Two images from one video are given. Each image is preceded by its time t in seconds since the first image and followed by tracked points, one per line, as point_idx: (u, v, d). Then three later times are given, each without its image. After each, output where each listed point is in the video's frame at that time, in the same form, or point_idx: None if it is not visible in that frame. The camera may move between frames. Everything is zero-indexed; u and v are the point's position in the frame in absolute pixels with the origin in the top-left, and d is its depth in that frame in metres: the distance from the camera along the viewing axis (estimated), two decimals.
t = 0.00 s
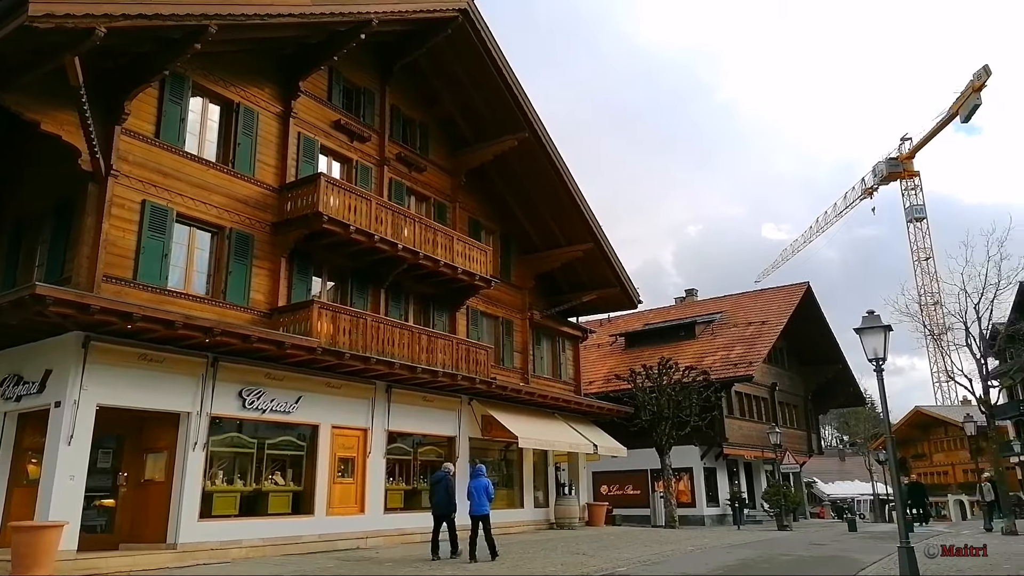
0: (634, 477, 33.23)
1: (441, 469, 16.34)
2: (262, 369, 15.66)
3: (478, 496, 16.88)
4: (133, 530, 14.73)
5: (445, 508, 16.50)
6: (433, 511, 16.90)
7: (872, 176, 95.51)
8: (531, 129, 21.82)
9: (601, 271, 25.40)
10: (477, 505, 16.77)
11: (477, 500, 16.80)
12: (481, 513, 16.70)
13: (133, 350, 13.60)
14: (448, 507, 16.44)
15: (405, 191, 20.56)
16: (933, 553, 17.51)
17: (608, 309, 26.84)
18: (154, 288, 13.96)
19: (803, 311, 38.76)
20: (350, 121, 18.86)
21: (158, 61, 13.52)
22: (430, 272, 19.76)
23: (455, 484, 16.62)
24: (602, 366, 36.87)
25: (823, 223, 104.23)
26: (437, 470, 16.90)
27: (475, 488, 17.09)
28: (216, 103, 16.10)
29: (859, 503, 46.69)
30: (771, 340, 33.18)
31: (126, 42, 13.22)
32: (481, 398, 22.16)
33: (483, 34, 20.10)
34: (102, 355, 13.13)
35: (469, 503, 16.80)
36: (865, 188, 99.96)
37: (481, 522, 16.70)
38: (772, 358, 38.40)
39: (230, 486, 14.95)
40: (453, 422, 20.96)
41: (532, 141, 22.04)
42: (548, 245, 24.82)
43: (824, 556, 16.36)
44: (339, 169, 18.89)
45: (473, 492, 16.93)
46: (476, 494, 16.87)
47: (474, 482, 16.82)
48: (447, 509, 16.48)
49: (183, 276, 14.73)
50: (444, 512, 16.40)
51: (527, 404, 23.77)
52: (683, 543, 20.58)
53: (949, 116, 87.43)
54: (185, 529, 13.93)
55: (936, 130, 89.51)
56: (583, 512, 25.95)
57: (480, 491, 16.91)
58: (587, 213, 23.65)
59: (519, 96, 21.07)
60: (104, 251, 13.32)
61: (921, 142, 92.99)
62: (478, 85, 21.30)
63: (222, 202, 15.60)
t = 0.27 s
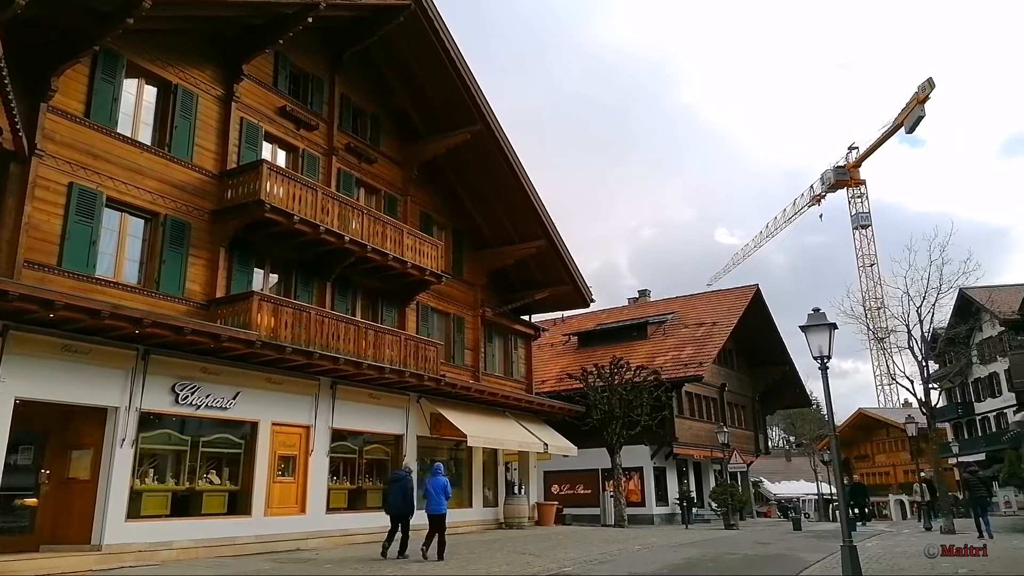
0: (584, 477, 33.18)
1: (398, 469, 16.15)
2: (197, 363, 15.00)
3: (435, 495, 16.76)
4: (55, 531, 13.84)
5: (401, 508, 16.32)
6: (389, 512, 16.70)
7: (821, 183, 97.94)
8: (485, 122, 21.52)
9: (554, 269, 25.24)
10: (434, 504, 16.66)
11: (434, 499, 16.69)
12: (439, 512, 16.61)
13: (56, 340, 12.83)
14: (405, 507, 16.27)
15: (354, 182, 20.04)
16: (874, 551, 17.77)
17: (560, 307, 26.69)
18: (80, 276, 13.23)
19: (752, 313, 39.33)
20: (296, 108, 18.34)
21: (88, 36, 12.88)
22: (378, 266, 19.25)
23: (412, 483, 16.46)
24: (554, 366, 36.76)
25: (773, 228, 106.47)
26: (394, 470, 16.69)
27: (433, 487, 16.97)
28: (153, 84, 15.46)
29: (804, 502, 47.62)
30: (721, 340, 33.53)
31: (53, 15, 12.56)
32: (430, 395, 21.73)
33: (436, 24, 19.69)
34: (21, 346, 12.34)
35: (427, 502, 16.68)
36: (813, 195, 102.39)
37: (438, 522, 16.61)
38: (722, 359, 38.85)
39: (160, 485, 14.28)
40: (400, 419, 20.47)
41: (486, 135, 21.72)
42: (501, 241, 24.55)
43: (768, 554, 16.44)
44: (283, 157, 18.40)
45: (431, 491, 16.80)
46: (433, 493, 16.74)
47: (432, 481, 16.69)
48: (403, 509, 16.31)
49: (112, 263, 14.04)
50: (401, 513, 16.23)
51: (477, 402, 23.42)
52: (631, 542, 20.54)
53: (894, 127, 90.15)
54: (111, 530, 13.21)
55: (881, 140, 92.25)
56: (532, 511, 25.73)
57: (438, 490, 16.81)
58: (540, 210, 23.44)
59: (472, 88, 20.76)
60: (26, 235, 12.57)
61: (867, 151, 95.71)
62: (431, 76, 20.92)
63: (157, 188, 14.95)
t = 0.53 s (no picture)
0: (562, 478, 32.94)
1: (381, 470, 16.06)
2: (160, 362, 14.56)
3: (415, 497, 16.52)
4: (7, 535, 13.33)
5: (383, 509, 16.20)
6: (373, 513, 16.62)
7: (800, 186, 98.67)
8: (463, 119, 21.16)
9: (533, 268, 24.94)
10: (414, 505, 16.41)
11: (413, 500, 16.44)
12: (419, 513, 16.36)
13: (10, 336, 12.30)
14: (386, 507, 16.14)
15: (328, 177, 19.65)
16: (850, 553, 17.67)
17: (539, 307, 26.42)
18: (37, 270, 12.73)
19: (731, 314, 39.34)
20: (268, 100, 17.96)
21: (46, 21, 12.40)
22: (352, 263, 18.86)
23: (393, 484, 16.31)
24: (533, 366, 36.52)
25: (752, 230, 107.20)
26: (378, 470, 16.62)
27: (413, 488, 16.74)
28: (117, 73, 15.01)
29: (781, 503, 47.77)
30: (699, 341, 33.47)
31: None
32: (405, 395, 21.35)
33: (413, 17, 19.33)
34: None
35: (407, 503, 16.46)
36: (793, 198, 103.14)
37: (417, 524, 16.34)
38: (700, 360, 38.81)
39: (120, 488, 13.83)
40: (374, 420, 20.08)
41: (464, 132, 21.39)
42: (479, 239, 24.23)
43: (744, 557, 16.27)
44: (255, 151, 18.04)
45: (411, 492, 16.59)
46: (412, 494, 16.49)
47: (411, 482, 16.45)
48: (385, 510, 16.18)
49: (72, 257, 13.57)
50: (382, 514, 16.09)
51: (453, 403, 23.08)
52: (606, 544, 20.31)
53: (873, 131, 91.03)
54: (67, 534, 12.71)
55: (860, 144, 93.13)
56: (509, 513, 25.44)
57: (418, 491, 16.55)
58: (519, 208, 23.13)
59: (450, 84, 20.38)
60: None
61: (846, 155, 96.57)
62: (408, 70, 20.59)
63: (120, 179, 14.51)
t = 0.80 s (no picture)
0: (535, 478, 32.61)
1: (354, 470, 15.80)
2: (112, 356, 13.95)
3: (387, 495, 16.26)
4: None
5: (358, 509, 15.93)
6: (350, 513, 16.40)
7: (774, 189, 99.51)
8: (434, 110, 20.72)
9: (505, 264, 24.56)
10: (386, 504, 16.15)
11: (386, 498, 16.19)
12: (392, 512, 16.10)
13: None
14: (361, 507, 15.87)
15: (294, 167, 19.10)
16: (821, 553, 17.54)
17: (511, 303, 26.04)
18: None
19: (705, 313, 39.32)
20: (231, 87, 17.38)
21: None
22: (318, 256, 18.32)
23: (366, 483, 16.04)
24: (506, 364, 36.13)
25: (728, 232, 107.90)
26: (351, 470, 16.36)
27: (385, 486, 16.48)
28: (70, 54, 14.37)
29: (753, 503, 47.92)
30: (673, 340, 33.34)
31: None
32: (372, 393, 20.85)
33: (383, 4, 18.85)
34: None
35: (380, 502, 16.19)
36: (767, 199, 103.92)
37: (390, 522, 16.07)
38: (674, 359, 38.73)
39: (68, 487, 13.20)
40: (339, 418, 19.56)
41: (435, 123, 20.96)
42: (450, 234, 23.80)
43: (715, 557, 16.05)
44: (217, 139, 17.42)
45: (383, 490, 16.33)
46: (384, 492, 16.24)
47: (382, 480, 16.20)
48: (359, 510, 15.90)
49: (17, 246, 12.90)
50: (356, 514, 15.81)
51: (422, 401, 22.59)
52: (577, 544, 19.99)
53: (846, 134, 91.98)
54: (8, 536, 12.08)
55: (833, 147, 94.16)
56: (478, 513, 25.04)
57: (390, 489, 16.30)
58: (491, 202, 22.74)
59: (421, 75, 19.94)
60: None
61: (820, 157, 97.52)
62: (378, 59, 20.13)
63: (71, 165, 13.86)
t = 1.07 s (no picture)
0: (479, 477, 32.28)
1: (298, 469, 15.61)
2: (24, 345, 13.10)
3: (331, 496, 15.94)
4: None
5: (300, 509, 15.64)
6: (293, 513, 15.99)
7: (722, 194, 101.34)
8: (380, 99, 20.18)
9: (452, 259, 24.12)
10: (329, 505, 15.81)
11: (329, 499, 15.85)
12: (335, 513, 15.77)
13: None
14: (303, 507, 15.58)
15: (231, 152, 18.37)
16: (758, 552, 17.67)
17: (458, 300, 25.61)
18: None
19: (652, 314, 39.58)
20: (164, 65, 16.58)
21: None
22: (254, 245, 17.63)
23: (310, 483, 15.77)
24: (452, 362, 35.69)
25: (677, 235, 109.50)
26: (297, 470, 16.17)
27: (329, 487, 16.16)
28: None
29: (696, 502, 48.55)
30: (619, 340, 33.43)
31: None
32: (310, 389, 20.19)
33: None
34: None
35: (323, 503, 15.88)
36: (715, 205, 105.79)
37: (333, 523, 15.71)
38: (621, 359, 38.87)
39: None
40: (274, 415, 18.88)
41: (381, 112, 20.43)
42: (396, 227, 23.26)
43: (654, 556, 15.98)
44: (147, 120, 16.59)
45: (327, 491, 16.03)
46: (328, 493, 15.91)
47: (326, 480, 15.86)
48: (301, 510, 15.62)
49: None
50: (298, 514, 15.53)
51: (363, 398, 22.00)
52: (517, 544, 19.75)
53: (791, 143, 94.27)
54: None
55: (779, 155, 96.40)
56: (419, 513, 24.59)
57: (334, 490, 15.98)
58: (439, 195, 22.29)
59: (367, 61, 19.38)
60: None
61: (766, 164, 99.74)
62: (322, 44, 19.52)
63: None
